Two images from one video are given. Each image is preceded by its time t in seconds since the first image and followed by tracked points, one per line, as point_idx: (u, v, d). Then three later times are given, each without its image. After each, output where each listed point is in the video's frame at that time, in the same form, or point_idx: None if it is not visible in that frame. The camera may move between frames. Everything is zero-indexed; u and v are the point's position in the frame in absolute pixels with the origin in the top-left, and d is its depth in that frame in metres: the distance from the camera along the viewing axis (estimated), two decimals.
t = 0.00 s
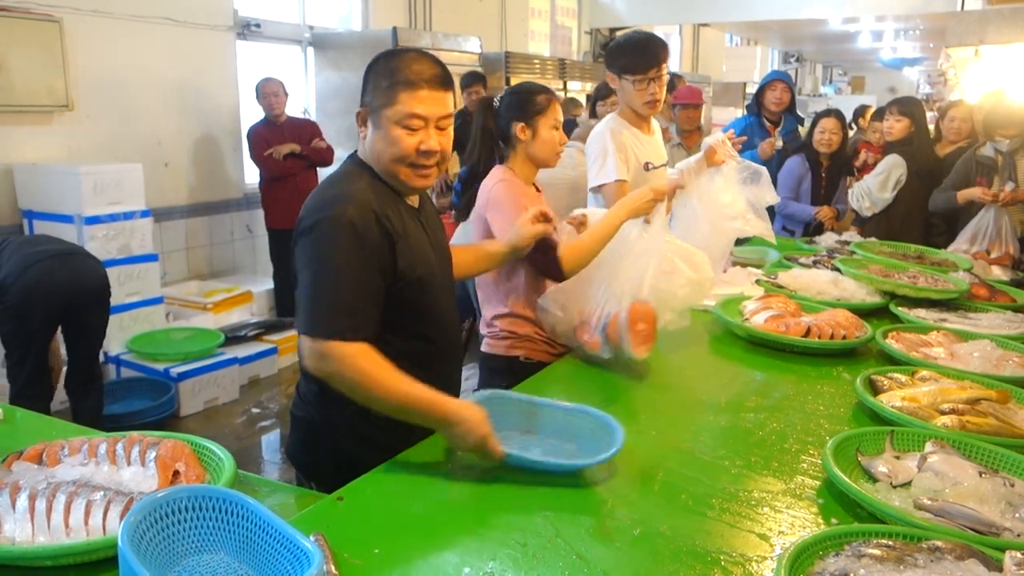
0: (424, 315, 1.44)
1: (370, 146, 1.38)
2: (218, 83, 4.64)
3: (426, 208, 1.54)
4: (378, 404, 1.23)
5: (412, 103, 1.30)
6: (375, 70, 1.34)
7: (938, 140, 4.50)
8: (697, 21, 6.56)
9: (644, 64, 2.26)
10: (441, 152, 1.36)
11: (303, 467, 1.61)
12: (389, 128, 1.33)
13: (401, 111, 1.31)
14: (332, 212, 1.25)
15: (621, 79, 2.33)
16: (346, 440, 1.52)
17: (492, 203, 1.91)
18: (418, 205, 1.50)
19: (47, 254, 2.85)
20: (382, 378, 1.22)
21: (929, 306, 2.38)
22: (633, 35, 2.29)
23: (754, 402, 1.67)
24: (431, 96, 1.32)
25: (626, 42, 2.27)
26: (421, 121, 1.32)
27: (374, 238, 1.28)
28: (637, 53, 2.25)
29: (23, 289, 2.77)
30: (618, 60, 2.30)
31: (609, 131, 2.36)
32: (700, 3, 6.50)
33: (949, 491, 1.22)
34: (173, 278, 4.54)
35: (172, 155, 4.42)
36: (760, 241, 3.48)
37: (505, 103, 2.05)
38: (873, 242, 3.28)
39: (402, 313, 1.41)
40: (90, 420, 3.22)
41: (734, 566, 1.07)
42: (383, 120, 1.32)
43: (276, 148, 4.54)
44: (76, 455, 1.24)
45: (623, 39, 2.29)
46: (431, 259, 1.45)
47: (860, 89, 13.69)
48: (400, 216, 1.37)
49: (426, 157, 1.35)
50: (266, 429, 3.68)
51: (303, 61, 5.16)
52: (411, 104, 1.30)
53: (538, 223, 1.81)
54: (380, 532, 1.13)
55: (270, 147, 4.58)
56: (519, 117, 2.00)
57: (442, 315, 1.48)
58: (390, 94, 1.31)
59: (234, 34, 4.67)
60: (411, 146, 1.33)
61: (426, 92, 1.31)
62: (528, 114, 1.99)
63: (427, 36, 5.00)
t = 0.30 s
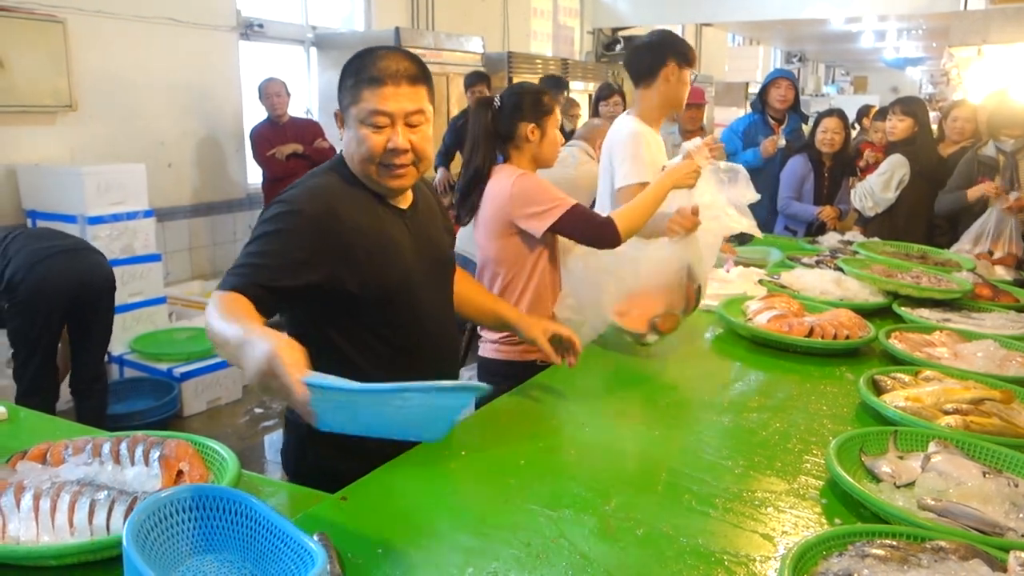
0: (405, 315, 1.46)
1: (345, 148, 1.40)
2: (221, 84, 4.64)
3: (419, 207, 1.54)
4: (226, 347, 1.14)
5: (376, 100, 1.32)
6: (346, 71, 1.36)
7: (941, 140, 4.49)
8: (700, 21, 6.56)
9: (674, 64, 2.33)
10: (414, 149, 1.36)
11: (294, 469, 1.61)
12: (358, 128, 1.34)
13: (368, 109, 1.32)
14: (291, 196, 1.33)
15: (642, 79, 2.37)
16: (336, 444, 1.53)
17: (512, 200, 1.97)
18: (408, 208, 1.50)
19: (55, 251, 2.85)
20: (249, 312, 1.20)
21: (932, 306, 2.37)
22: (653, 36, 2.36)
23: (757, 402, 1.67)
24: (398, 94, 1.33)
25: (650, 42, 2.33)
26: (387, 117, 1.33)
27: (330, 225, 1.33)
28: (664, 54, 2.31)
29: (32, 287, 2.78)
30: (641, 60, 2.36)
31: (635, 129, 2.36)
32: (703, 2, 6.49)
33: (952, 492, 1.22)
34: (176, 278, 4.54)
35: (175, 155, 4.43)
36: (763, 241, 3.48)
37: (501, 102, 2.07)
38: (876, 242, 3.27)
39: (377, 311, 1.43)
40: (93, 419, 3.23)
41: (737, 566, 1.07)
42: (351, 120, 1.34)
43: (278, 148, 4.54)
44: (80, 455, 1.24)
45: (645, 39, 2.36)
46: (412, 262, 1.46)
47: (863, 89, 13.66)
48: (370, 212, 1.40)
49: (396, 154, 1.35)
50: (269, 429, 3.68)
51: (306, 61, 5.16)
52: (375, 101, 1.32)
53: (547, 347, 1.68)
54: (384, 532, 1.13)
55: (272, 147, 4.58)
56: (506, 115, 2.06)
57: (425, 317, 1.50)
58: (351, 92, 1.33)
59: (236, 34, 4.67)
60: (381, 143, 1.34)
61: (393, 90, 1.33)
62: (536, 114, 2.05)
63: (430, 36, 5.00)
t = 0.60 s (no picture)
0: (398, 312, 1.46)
1: (349, 154, 1.38)
2: (223, 84, 4.65)
3: (414, 205, 1.53)
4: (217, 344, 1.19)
5: (397, 113, 1.32)
6: (354, 75, 1.35)
7: (944, 140, 4.49)
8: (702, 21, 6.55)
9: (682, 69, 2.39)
10: (421, 159, 1.38)
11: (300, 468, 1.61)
12: (375, 138, 1.34)
13: (392, 121, 1.32)
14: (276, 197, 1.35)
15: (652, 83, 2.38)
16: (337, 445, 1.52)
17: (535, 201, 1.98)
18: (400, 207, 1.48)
19: (72, 250, 2.89)
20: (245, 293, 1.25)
21: (935, 306, 2.37)
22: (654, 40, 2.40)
23: (759, 402, 1.66)
24: (414, 106, 1.34)
25: (657, 46, 2.34)
26: (409, 132, 1.34)
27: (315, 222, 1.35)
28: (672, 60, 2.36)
29: (44, 283, 2.79)
30: (650, 65, 2.37)
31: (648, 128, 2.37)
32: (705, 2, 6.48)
33: (956, 492, 1.21)
34: (178, 278, 4.55)
35: (177, 155, 4.43)
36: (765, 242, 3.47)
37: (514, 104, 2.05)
38: (879, 242, 3.27)
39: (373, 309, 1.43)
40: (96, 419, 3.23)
41: (740, 566, 1.07)
42: (370, 130, 1.33)
43: (280, 148, 4.55)
44: (83, 454, 1.24)
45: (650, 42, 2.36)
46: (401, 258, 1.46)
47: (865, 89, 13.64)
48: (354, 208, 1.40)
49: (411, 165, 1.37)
50: (271, 429, 3.69)
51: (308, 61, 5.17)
52: (392, 112, 1.32)
53: (547, 380, 1.65)
54: (387, 533, 1.13)
55: (274, 148, 4.58)
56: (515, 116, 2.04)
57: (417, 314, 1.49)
58: (365, 102, 1.32)
59: (239, 34, 4.68)
60: (398, 154, 1.35)
61: (410, 102, 1.33)
62: (550, 115, 2.04)
63: (432, 36, 5.00)
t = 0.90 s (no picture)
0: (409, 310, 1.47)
1: (390, 154, 1.37)
2: (225, 84, 4.65)
3: (428, 207, 1.53)
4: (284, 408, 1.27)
5: (445, 116, 1.35)
6: (395, 79, 1.35)
7: (946, 140, 4.48)
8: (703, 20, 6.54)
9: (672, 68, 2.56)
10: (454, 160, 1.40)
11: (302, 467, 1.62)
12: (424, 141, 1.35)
13: (443, 123, 1.35)
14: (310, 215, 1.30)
15: (648, 86, 2.54)
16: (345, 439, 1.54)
17: (555, 213, 1.98)
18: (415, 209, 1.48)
19: (99, 257, 2.87)
20: (306, 375, 1.26)
21: (937, 306, 2.37)
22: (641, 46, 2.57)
23: (762, 403, 1.66)
24: (456, 110, 1.37)
25: (648, 53, 2.51)
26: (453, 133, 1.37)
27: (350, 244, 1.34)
28: (662, 63, 2.52)
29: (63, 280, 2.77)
30: (643, 69, 2.52)
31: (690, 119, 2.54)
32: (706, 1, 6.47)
33: (958, 492, 1.21)
34: (180, 278, 4.55)
35: (179, 155, 4.44)
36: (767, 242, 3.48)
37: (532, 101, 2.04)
38: (881, 242, 3.27)
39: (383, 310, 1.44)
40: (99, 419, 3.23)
41: (742, 566, 1.07)
42: (421, 130, 1.34)
43: (281, 148, 4.55)
44: (84, 455, 1.24)
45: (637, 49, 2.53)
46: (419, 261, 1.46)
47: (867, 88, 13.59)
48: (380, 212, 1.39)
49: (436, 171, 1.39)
50: (273, 429, 3.69)
51: (309, 61, 5.17)
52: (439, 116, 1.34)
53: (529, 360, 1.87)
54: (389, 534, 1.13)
55: (276, 148, 4.59)
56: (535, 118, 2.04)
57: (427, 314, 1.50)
58: (416, 102, 1.32)
59: (240, 34, 4.68)
60: (442, 155, 1.38)
61: (452, 105, 1.36)
62: (567, 118, 2.05)
63: (433, 36, 5.01)
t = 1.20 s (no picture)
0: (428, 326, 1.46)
1: (441, 192, 1.28)
2: (227, 84, 4.65)
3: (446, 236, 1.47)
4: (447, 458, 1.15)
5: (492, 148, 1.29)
6: (428, 111, 1.27)
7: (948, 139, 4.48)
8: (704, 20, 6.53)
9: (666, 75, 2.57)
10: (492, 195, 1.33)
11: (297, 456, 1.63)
12: (477, 177, 1.28)
13: (490, 158, 1.28)
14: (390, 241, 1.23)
15: (649, 97, 2.54)
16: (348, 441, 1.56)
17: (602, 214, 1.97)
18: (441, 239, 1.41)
19: (111, 263, 2.70)
20: (468, 419, 1.16)
21: (939, 306, 2.37)
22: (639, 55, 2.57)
23: (762, 403, 1.66)
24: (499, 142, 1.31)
25: (648, 63, 2.52)
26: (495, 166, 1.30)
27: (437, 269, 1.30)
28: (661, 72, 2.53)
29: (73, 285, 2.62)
30: (645, 81, 2.53)
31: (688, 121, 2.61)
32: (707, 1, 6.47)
33: (960, 493, 1.21)
34: (182, 278, 4.55)
35: (181, 155, 4.44)
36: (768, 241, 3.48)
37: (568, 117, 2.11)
38: (883, 242, 3.26)
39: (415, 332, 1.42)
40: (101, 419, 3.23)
41: (743, 567, 1.07)
42: (471, 166, 1.27)
43: (283, 149, 4.55)
44: (85, 455, 1.24)
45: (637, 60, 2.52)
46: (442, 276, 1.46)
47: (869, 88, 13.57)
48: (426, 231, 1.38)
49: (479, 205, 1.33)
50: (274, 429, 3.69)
51: (310, 61, 5.17)
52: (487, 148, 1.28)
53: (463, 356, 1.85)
54: (390, 534, 1.13)
55: (277, 148, 4.59)
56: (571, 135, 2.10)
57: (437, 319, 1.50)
58: (466, 138, 1.25)
59: (242, 35, 4.69)
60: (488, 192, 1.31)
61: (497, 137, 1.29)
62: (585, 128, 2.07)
63: (435, 36, 5.02)
